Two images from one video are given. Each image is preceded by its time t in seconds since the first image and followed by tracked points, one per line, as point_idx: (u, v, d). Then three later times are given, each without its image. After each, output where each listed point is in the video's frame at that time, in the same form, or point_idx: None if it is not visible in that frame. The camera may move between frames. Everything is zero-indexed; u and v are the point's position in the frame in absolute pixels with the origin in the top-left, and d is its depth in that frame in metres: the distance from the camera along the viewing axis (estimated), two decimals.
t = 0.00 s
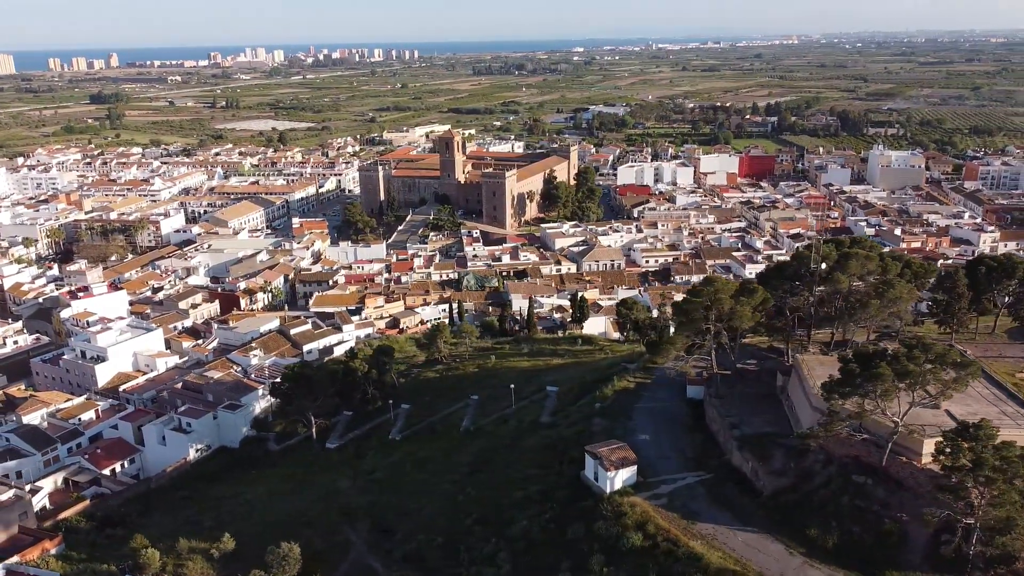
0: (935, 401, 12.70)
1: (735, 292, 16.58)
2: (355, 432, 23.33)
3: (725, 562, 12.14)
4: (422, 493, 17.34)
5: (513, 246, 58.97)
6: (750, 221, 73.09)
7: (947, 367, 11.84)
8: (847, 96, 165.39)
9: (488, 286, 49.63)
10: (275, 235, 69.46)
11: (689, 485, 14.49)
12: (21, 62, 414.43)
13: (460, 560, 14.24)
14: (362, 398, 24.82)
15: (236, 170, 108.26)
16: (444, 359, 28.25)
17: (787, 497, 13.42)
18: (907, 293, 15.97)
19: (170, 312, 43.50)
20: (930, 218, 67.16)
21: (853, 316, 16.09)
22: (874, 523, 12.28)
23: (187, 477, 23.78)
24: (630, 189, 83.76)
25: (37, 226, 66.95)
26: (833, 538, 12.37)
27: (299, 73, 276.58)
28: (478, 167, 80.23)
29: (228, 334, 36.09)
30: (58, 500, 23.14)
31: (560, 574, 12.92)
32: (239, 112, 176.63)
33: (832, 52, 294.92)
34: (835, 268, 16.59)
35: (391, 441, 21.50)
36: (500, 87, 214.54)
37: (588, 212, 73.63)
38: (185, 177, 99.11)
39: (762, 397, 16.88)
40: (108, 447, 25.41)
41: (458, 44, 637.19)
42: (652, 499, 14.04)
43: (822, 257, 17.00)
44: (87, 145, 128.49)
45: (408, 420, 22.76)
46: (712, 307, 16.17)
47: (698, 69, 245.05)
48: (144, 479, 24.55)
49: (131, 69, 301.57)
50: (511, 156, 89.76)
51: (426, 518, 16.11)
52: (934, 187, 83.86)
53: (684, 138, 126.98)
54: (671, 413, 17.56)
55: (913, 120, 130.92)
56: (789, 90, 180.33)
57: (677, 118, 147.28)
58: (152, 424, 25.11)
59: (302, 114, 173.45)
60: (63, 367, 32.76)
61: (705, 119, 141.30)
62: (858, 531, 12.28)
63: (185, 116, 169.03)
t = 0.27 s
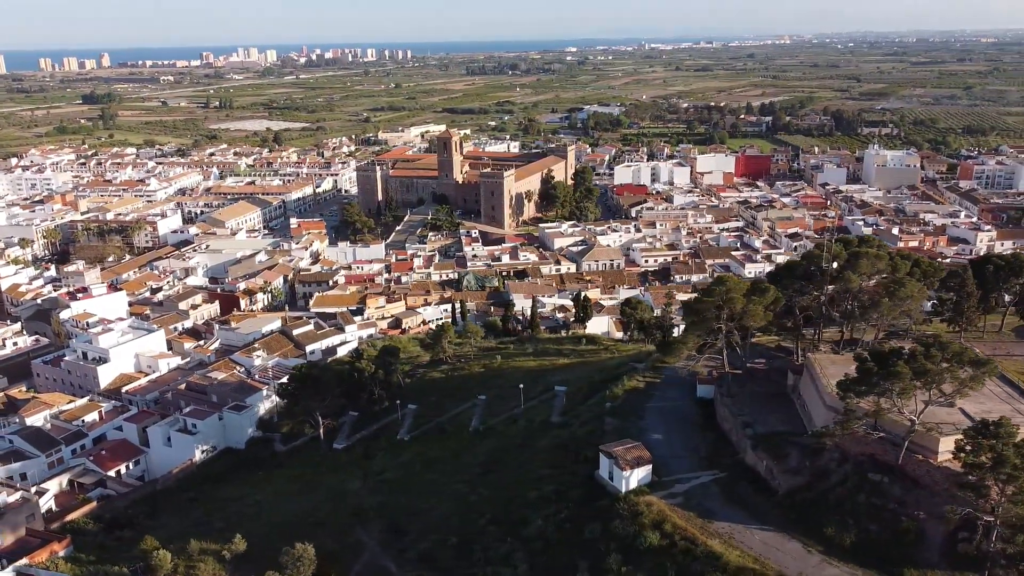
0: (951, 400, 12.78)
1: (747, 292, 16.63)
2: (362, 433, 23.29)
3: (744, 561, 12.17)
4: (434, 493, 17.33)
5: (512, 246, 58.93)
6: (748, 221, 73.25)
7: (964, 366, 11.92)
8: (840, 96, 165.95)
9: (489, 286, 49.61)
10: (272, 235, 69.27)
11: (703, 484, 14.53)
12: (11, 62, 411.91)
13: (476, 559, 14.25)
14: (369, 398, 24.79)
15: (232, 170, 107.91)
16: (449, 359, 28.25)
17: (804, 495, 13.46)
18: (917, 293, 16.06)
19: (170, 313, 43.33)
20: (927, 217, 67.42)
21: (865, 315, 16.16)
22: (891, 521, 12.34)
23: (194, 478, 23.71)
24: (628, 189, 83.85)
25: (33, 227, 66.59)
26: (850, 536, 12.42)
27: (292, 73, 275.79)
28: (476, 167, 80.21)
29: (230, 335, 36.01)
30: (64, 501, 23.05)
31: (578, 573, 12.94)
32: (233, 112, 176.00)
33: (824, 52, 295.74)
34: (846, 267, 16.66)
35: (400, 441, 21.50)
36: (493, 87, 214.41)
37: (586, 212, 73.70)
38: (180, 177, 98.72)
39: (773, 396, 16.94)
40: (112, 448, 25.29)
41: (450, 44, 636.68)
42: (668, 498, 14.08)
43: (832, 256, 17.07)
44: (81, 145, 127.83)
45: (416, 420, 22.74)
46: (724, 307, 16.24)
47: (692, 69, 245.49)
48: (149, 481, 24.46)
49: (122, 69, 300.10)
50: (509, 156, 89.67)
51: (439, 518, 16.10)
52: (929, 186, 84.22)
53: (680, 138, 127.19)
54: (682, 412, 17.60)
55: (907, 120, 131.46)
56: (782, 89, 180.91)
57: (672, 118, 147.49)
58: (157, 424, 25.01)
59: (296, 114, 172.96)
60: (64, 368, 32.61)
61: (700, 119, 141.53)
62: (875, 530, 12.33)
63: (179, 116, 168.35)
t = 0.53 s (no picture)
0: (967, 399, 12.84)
1: (759, 291, 16.66)
2: (369, 433, 23.25)
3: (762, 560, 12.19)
4: (446, 493, 17.33)
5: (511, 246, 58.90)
6: (745, 220, 73.40)
7: (982, 365, 11.97)
8: (834, 96, 166.46)
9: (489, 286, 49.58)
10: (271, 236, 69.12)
11: (718, 483, 14.56)
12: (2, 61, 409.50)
13: (492, 559, 14.26)
14: (375, 399, 24.74)
15: (227, 171, 107.58)
16: (453, 359, 28.23)
17: (820, 493, 13.49)
18: (928, 292, 16.12)
19: (171, 314, 43.16)
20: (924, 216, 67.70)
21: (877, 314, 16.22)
22: (908, 519, 12.38)
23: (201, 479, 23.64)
24: (626, 189, 83.94)
25: (29, 227, 66.26)
26: (868, 534, 12.46)
27: (285, 73, 274.99)
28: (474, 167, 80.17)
29: (232, 336, 35.92)
30: (70, 504, 22.96)
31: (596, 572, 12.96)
32: (227, 112, 175.41)
33: (816, 52, 296.56)
34: (858, 266, 16.69)
35: (408, 442, 21.47)
36: (488, 87, 214.30)
37: (584, 212, 73.79)
38: (176, 178, 98.38)
39: (785, 395, 16.98)
40: (117, 450, 25.19)
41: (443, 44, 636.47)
42: (683, 497, 14.11)
43: (843, 255, 17.11)
44: (75, 145, 127.25)
45: (424, 420, 22.72)
46: (737, 307, 16.28)
47: (685, 69, 245.82)
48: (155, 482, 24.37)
49: (114, 69, 298.74)
50: (506, 156, 89.60)
51: (452, 519, 16.08)
52: (925, 186, 84.57)
53: (675, 138, 127.38)
54: (694, 412, 17.62)
55: (901, 119, 131.95)
56: (776, 89, 181.41)
57: (667, 118, 147.70)
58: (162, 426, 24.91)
59: (290, 114, 172.48)
60: (66, 370, 32.47)
61: (695, 119, 141.73)
62: (893, 528, 12.38)
63: (173, 116, 167.69)
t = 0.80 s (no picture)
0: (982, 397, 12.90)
1: (769, 290, 16.69)
2: (376, 434, 23.22)
3: (780, 558, 12.22)
4: (458, 494, 17.33)
5: (511, 246, 58.91)
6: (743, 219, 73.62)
7: (998, 363, 12.03)
8: (827, 96, 167.03)
9: (489, 286, 49.51)
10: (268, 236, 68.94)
11: (733, 482, 14.63)
12: None
13: (506, 559, 14.27)
14: (382, 399, 24.71)
15: (223, 171, 107.25)
16: (459, 359, 28.25)
17: (835, 492, 13.55)
18: (938, 291, 16.19)
19: (171, 315, 42.98)
20: (920, 216, 68.03)
21: (887, 313, 16.32)
22: (925, 516, 12.44)
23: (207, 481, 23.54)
24: (623, 188, 84.04)
25: (26, 228, 65.92)
26: (885, 533, 12.50)
27: (278, 73, 274.16)
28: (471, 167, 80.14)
29: (233, 337, 35.85)
30: (76, 506, 22.86)
31: (613, 571, 12.98)
32: (220, 112, 174.74)
33: (808, 52, 297.31)
34: (866, 266, 16.75)
35: (417, 442, 21.44)
36: (482, 87, 214.09)
37: (582, 212, 73.93)
38: (172, 178, 98.01)
39: (796, 394, 17.06)
40: (122, 451, 25.07)
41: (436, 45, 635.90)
42: (698, 496, 14.14)
43: (853, 254, 17.16)
44: (68, 146, 126.60)
45: (432, 421, 22.68)
46: (749, 306, 16.34)
47: (678, 69, 246.16)
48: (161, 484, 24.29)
49: (105, 69, 297.11)
50: (503, 156, 89.52)
51: (466, 519, 16.08)
52: (920, 185, 85.02)
53: (670, 137, 127.60)
54: (705, 411, 17.69)
55: (894, 119, 132.50)
56: (771, 89, 181.85)
57: (662, 118, 147.90)
58: (168, 427, 24.81)
59: (284, 114, 171.95)
60: (67, 371, 32.33)
61: (690, 119, 142.00)
62: (910, 525, 12.42)
63: (166, 117, 166.98)
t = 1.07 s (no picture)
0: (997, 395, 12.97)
1: (780, 290, 16.73)
2: (383, 434, 23.20)
3: (798, 556, 12.25)
4: (469, 495, 17.30)
5: (510, 246, 58.90)
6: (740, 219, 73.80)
7: (1014, 361, 12.10)
8: (820, 95, 167.54)
9: (489, 286, 49.48)
10: (266, 237, 68.73)
11: (747, 481, 14.67)
12: None
13: (522, 559, 14.27)
14: (388, 399, 24.69)
15: (218, 172, 106.88)
16: (463, 359, 28.24)
17: (850, 490, 13.61)
18: (948, 289, 16.27)
19: (170, 316, 42.81)
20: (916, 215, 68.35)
21: (898, 311, 16.39)
22: (940, 514, 12.48)
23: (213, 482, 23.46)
24: (620, 188, 84.12)
25: (21, 230, 65.56)
26: (901, 531, 12.55)
27: (270, 73, 273.17)
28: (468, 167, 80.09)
29: (235, 338, 35.77)
30: (81, 509, 22.76)
31: (631, 571, 13.00)
32: (213, 113, 174.07)
33: (800, 52, 298.09)
34: (876, 264, 16.82)
35: (424, 442, 21.41)
36: (475, 87, 213.92)
37: (579, 212, 73.99)
38: (167, 179, 97.62)
39: (806, 393, 17.14)
40: (127, 453, 24.97)
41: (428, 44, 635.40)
42: (714, 495, 14.18)
43: (863, 252, 17.23)
44: (61, 147, 125.99)
45: (439, 421, 22.65)
46: (760, 304, 16.41)
47: (671, 69, 246.58)
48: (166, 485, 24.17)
49: (96, 69, 295.45)
50: (500, 156, 89.46)
51: (479, 519, 16.06)
52: (915, 184, 85.39)
53: (665, 137, 127.79)
54: (715, 410, 17.73)
55: (888, 118, 133.05)
56: (764, 89, 182.35)
57: (657, 118, 148.14)
58: (173, 429, 24.70)
59: (278, 115, 171.44)
60: (68, 373, 32.15)
61: (684, 118, 142.24)
62: (926, 523, 12.46)
63: (159, 117, 166.30)
